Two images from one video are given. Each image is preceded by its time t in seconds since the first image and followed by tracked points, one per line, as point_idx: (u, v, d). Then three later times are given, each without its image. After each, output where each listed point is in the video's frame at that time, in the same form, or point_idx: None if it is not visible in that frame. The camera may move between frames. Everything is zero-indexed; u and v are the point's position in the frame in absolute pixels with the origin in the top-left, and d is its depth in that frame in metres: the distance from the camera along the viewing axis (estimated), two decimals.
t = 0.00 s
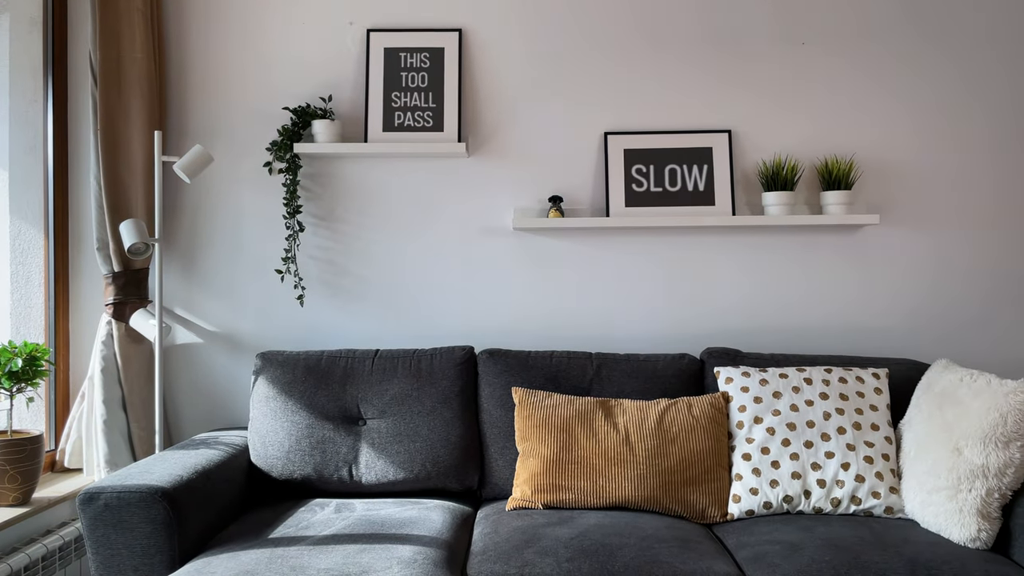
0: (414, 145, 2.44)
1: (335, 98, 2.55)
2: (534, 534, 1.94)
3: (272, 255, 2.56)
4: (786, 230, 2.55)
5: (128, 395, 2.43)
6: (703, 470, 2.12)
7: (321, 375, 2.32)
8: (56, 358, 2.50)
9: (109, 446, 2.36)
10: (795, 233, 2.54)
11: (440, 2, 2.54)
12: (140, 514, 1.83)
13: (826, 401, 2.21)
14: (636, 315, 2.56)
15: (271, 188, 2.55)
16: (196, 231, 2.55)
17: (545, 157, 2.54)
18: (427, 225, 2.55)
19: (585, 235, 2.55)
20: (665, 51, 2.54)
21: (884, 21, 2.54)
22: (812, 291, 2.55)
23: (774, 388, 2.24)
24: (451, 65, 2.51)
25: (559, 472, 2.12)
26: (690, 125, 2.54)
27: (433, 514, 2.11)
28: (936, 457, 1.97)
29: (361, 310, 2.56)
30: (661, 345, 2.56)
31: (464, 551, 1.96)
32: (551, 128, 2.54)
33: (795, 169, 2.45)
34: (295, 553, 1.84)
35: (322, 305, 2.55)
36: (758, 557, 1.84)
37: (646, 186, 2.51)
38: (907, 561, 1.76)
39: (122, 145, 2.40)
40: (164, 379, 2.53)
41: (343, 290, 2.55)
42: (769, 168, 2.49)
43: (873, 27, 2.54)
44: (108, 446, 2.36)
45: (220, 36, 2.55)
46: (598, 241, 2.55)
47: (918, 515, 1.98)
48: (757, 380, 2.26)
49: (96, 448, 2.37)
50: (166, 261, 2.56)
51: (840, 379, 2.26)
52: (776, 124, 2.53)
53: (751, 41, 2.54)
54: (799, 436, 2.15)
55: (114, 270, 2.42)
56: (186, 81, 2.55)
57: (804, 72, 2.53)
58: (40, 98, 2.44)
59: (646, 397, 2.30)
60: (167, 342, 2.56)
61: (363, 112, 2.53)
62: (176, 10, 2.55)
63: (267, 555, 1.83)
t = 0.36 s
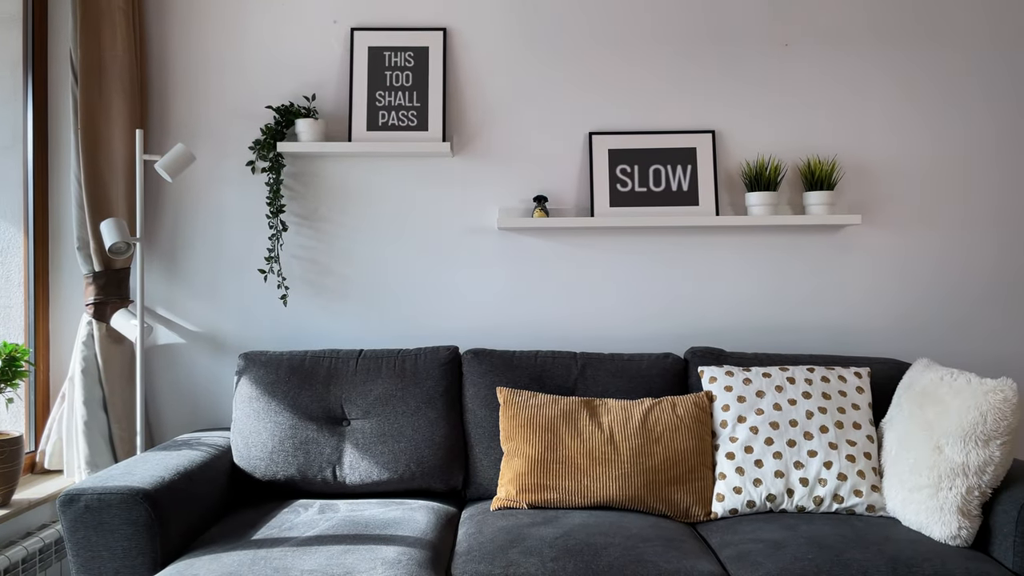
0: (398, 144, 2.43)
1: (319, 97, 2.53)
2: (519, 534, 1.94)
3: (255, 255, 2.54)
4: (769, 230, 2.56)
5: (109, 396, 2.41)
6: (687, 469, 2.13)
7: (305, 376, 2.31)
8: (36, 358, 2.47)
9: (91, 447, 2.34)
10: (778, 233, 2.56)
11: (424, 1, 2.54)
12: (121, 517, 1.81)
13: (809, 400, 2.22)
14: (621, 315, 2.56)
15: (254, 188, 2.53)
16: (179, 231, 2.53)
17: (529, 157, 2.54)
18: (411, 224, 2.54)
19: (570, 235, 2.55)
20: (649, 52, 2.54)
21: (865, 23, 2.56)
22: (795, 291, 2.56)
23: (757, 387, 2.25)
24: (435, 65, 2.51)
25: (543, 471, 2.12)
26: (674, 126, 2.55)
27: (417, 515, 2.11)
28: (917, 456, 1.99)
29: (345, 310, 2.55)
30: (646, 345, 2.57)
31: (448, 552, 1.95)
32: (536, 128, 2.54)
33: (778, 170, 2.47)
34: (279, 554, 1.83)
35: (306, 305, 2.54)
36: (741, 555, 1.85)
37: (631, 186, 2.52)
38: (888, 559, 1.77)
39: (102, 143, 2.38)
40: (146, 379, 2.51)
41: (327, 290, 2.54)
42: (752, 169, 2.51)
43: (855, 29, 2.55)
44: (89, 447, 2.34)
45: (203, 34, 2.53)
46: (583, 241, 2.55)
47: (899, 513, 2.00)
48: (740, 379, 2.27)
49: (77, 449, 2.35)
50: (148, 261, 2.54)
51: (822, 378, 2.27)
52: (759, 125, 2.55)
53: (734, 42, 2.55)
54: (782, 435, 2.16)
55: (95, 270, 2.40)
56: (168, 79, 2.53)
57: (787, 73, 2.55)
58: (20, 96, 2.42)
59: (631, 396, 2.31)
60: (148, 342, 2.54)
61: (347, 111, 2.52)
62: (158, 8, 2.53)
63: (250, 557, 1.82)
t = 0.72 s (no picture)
0: (384, 144, 2.42)
1: (304, 96, 2.52)
2: (505, 534, 1.94)
3: (240, 254, 2.53)
4: (754, 230, 2.57)
5: (91, 397, 2.38)
6: (672, 468, 2.14)
7: (290, 376, 2.30)
8: (18, 358, 2.45)
9: (73, 448, 2.32)
10: (764, 233, 2.57)
11: None
12: (104, 518, 1.79)
13: (794, 399, 2.23)
14: (608, 314, 2.57)
15: (239, 187, 2.52)
16: (162, 230, 2.52)
17: (516, 157, 2.54)
18: (397, 224, 2.53)
19: (556, 235, 2.55)
20: (635, 52, 2.55)
21: (849, 24, 2.57)
22: (780, 291, 2.58)
23: (742, 386, 2.26)
24: (422, 64, 2.50)
25: (529, 471, 2.12)
26: (661, 126, 2.55)
27: (403, 515, 2.10)
28: (901, 454, 2.00)
29: (331, 310, 2.54)
30: (632, 344, 2.57)
31: (434, 552, 1.95)
32: (522, 128, 2.54)
33: (763, 170, 2.48)
34: (263, 555, 1.82)
35: (292, 305, 2.53)
36: (726, 555, 1.85)
37: (617, 186, 2.52)
38: (871, 557, 1.78)
39: (84, 141, 2.36)
40: (129, 379, 2.49)
41: (313, 290, 2.53)
42: (738, 169, 2.52)
43: (840, 30, 2.57)
44: (72, 448, 2.32)
45: (186, 32, 2.51)
46: (569, 241, 2.55)
47: (883, 511, 2.01)
48: (726, 379, 2.27)
49: (59, 450, 2.32)
50: (131, 261, 2.52)
51: (807, 378, 2.29)
52: (745, 125, 2.56)
53: (720, 43, 2.56)
54: (767, 434, 2.17)
55: (77, 269, 2.38)
56: (152, 77, 2.51)
57: (772, 74, 2.56)
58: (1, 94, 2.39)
59: (617, 396, 2.31)
60: (132, 342, 2.52)
61: (333, 110, 2.51)
62: (141, 5, 2.51)
63: (234, 558, 1.81)
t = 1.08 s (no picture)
0: (371, 143, 2.42)
1: (291, 95, 2.51)
2: (493, 534, 1.94)
3: (227, 254, 2.51)
4: (741, 230, 2.58)
5: (76, 398, 2.37)
6: (660, 468, 2.14)
7: (277, 376, 2.29)
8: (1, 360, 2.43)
9: (57, 449, 2.31)
10: (750, 233, 2.58)
11: None
12: (89, 520, 1.78)
13: (781, 399, 2.24)
14: (595, 314, 2.57)
15: (225, 186, 2.51)
16: (148, 230, 2.50)
17: (503, 157, 2.54)
18: (385, 224, 2.53)
19: (544, 235, 2.56)
20: (622, 52, 2.55)
21: (836, 25, 2.58)
22: (766, 291, 2.59)
23: (729, 386, 2.27)
24: (409, 63, 2.49)
25: (517, 471, 2.12)
26: (648, 126, 2.56)
27: (391, 515, 2.09)
28: (886, 453, 2.01)
29: (319, 310, 2.54)
30: (619, 344, 2.58)
31: (422, 552, 1.94)
32: (510, 127, 2.54)
33: (750, 170, 2.49)
34: (250, 556, 1.81)
35: (279, 305, 2.52)
36: (714, 553, 1.86)
37: (605, 186, 2.52)
38: (857, 556, 1.79)
39: (68, 140, 2.35)
40: (114, 380, 2.47)
41: (301, 290, 2.52)
42: (725, 169, 2.53)
43: (826, 31, 2.58)
44: (56, 449, 2.30)
45: (172, 30, 2.49)
46: (558, 241, 2.55)
47: (868, 510, 2.03)
48: (713, 378, 2.28)
49: (44, 451, 2.31)
50: (116, 261, 2.50)
51: (794, 377, 2.30)
52: (732, 126, 2.57)
53: (707, 43, 2.56)
54: (754, 433, 2.18)
55: (62, 269, 2.36)
56: (137, 76, 2.49)
57: (758, 75, 2.57)
58: None
59: (604, 396, 2.31)
60: (117, 342, 2.51)
61: (319, 110, 2.50)
62: (126, 3, 2.49)
63: (221, 560, 1.80)
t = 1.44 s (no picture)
0: (360, 142, 2.41)
1: (280, 94, 2.50)
2: (483, 534, 1.93)
3: (215, 254, 2.50)
4: (730, 230, 2.59)
5: (62, 398, 2.35)
6: (649, 467, 2.14)
7: (265, 376, 2.28)
8: None
9: (44, 450, 2.29)
10: (739, 233, 2.59)
11: None
12: (76, 521, 1.76)
13: (769, 398, 2.25)
14: (584, 315, 2.58)
15: (213, 186, 2.49)
16: (136, 229, 2.49)
17: (493, 157, 2.54)
18: (374, 224, 2.52)
19: (534, 235, 2.55)
20: (612, 52, 2.56)
21: (824, 25, 2.59)
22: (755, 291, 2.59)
23: (718, 385, 2.27)
24: (398, 63, 2.49)
25: (506, 471, 2.12)
26: (638, 127, 2.56)
27: (380, 516, 2.09)
28: (874, 452, 2.02)
29: (308, 310, 2.53)
30: (609, 344, 2.58)
31: (412, 552, 1.94)
32: (499, 127, 2.54)
33: (739, 170, 2.50)
34: (238, 558, 1.80)
35: (267, 305, 2.51)
36: (703, 553, 1.86)
37: (594, 186, 2.52)
38: (845, 554, 1.80)
39: (55, 139, 2.34)
40: (101, 381, 2.46)
41: (289, 290, 2.51)
42: (714, 169, 2.53)
43: (815, 31, 2.59)
44: (42, 451, 2.29)
45: (159, 28, 2.48)
46: (547, 240, 2.55)
47: (856, 509, 2.03)
48: (702, 378, 2.29)
49: (30, 453, 2.30)
50: (103, 260, 2.49)
51: (782, 377, 2.30)
52: (721, 126, 2.57)
53: (697, 44, 2.57)
54: (743, 433, 2.19)
55: (48, 269, 2.34)
56: (124, 74, 2.47)
57: (748, 75, 2.58)
58: None
59: (594, 396, 2.32)
60: (103, 343, 2.49)
61: (308, 109, 2.49)
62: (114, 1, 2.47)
63: (209, 561, 1.79)
